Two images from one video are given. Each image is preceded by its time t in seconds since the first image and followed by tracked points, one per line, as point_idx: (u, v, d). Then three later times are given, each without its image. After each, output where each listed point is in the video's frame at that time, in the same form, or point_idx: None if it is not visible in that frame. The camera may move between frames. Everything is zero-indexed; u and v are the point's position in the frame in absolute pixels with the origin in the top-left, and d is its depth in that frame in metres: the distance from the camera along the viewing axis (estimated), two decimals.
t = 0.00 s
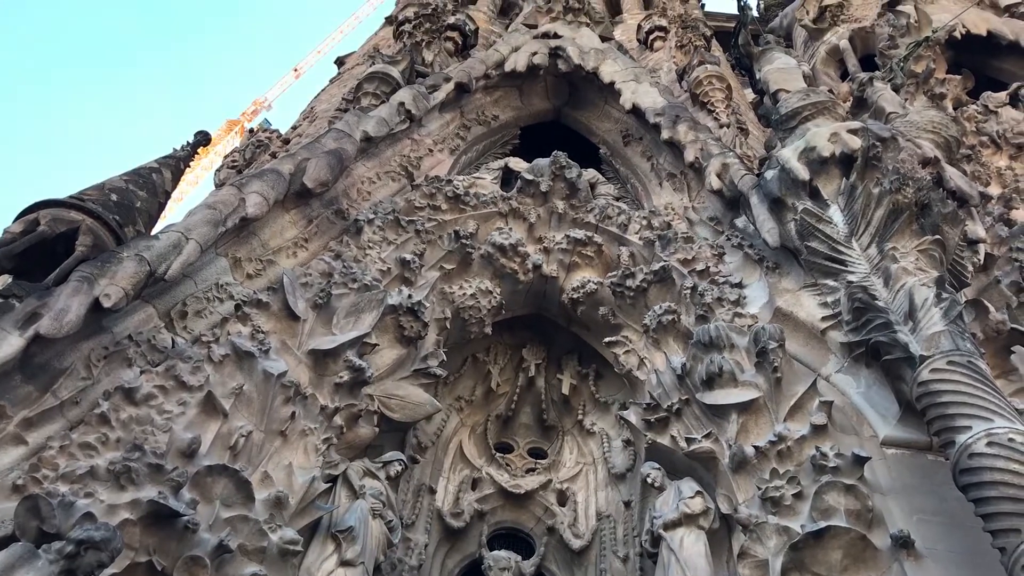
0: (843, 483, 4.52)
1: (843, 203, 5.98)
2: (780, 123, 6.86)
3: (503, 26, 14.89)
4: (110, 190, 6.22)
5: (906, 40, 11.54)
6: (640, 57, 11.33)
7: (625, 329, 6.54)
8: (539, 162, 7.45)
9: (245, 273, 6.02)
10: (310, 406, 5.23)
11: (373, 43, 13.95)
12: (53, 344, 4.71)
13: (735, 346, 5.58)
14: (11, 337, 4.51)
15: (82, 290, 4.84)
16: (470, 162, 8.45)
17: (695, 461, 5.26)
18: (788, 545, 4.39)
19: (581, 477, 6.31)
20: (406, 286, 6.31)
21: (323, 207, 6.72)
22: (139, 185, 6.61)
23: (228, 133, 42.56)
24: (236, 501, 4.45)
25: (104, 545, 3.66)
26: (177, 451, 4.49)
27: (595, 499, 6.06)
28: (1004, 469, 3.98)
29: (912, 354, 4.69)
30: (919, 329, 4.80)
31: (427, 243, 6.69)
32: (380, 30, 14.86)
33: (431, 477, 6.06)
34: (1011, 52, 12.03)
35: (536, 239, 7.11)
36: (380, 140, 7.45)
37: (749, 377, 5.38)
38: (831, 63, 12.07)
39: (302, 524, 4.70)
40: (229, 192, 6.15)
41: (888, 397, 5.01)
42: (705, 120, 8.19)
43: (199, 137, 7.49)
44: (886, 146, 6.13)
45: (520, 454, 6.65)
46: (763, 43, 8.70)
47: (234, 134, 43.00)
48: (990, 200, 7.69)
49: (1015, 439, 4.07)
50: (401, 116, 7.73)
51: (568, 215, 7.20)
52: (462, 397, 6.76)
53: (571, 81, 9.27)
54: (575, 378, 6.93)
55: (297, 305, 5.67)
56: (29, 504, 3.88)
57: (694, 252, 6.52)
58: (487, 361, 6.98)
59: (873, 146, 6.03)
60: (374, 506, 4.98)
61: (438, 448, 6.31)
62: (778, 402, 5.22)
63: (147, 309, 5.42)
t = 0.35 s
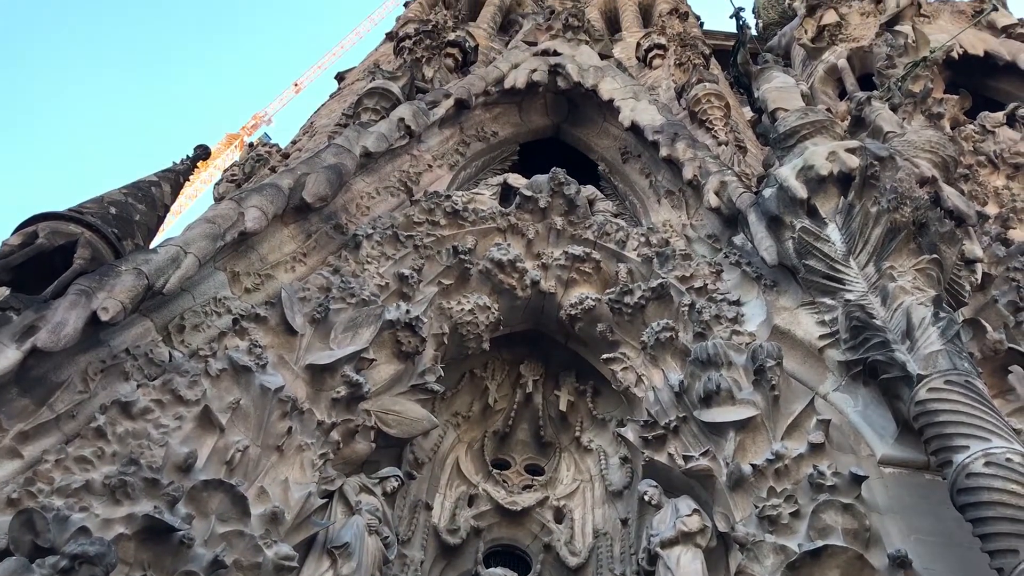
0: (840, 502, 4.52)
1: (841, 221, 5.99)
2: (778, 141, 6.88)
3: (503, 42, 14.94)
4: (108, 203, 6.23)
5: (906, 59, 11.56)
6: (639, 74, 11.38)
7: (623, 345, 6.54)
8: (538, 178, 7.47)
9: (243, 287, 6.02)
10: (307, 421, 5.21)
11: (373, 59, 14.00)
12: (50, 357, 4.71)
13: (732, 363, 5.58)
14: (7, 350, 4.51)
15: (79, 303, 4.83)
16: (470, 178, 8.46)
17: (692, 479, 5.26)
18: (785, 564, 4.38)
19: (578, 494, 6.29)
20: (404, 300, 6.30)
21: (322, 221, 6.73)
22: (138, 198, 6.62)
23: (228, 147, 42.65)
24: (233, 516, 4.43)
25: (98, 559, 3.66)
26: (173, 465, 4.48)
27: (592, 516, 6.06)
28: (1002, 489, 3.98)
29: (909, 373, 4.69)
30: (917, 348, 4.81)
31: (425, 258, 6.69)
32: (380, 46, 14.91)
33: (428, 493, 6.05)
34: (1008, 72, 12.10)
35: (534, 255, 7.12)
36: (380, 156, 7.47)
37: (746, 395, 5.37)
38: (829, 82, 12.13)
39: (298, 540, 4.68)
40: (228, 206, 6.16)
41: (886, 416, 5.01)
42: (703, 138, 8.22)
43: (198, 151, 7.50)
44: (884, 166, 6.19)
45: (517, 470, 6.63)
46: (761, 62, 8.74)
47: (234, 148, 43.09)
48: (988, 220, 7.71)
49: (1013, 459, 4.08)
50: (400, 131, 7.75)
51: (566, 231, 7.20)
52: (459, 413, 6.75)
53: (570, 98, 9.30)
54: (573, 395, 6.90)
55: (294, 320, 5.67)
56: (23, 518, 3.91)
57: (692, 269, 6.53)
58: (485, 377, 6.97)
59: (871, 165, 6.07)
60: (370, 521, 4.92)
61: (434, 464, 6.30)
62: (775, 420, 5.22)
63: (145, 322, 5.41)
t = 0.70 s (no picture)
0: (839, 525, 4.50)
1: (841, 243, 6.00)
2: (778, 162, 6.90)
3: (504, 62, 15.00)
4: (109, 218, 6.23)
5: (905, 82, 11.62)
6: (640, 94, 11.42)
7: (621, 365, 6.53)
8: (538, 198, 7.48)
9: (242, 304, 6.01)
10: (304, 438, 5.19)
11: (374, 77, 14.05)
12: (47, 372, 4.69)
13: (731, 385, 5.57)
14: (5, 365, 4.50)
15: (78, 317, 4.83)
16: (470, 196, 8.47)
17: (690, 500, 5.24)
18: None
19: (576, 514, 6.25)
20: (403, 318, 6.29)
21: (322, 238, 6.73)
22: (139, 214, 6.62)
23: (229, 162, 42.76)
24: (228, 533, 4.41)
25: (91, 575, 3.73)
26: (169, 482, 4.46)
27: (590, 536, 6.03)
28: (1002, 513, 3.97)
29: (908, 396, 4.67)
30: (916, 371, 4.80)
31: (425, 276, 6.69)
32: (381, 64, 14.97)
33: (425, 513, 6.02)
34: (1007, 96, 12.15)
35: (534, 274, 7.12)
36: (380, 173, 7.48)
37: (745, 417, 5.36)
38: (829, 104, 12.18)
39: (293, 559, 4.66)
40: (228, 222, 6.16)
41: (885, 439, 4.98)
42: (703, 159, 8.25)
43: (199, 167, 7.50)
44: (884, 188, 6.20)
45: (514, 490, 6.60)
46: (762, 83, 8.78)
47: (234, 164, 43.19)
48: (987, 243, 7.72)
49: (1013, 483, 4.06)
50: (401, 149, 7.77)
51: (566, 249, 7.20)
52: (457, 432, 6.73)
53: (571, 118, 9.34)
54: (571, 415, 6.88)
55: (293, 337, 5.66)
56: (18, 534, 3.94)
57: (692, 289, 6.53)
58: (483, 396, 6.95)
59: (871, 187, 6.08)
60: (366, 540, 4.87)
61: (432, 483, 6.27)
62: (773, 442, 5.20)
63: (143, 338, 5.40)
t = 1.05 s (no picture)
0: (836, 545, 4.50)
1: (839, 262, 6.00)
2: (776, 182, 6.91)
3: (504, 78, 15.05)
4: (107, 230, 6.23)
5: (903, 103, 11.69)
6: (639, 112, 11.46)
7: (618, 382, 6.52)
8: (536, 214, 7.49)
9: (239, 317, 6.00)
10: (299, 453, 5.18)
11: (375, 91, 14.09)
12: (43, 384, 4.68)
13: (728, 404, 5.57)
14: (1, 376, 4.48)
15: (74, 330, 4.82)
16: (469, 212, 8.48)
17: (687, 519, 5.21)
18: None
19: (572, 532, 6.22)
20: (400, 333, 6.28)
21: (320, 252, 6.73)
22: (137, 226, 6.62)
23: (228, 175, 42.84)
24: (222, 548, 4.40)
25: None
26: (163, 495, 4.45)
27: (585, 554, 6.00)
28: (998, 535, 3.95)
29: (905, 417, 4.67)
30: (913, 392, 4.80)
31: (422, 291, 6.69)
32: (382, 79, 15.02)
33: (420, 529, 6.00)
34: (1005, 117, 12.20)
35: (531, 289, 7.12)
36: (379, 188, 7.49)
37: (742, 436, 5.35)
38: (827, 124, 12.23)
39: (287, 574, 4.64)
40: (227, 235, 6.16)
41: (882, 459, 4.97)
42: (702, 177, 8.27)
43: (198, 179, 7.51)
44: (882, 209, 6.22)
45: (510, 507, 6.57)
46: (761, 103, 8.81)
47: (234, 176, 43.28)
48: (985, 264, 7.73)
49: (1009, 505, 4.05)
50: (401, 164, 7.78)
51: (564, 266, 7.20)
52: (453, 447, 6.71)
53: (570, 135, 9.36)
54: (568, 432, 6.87)
55: (290, 351, 5.65)
56: (10, 547, 3.96)
57: (689, 307, 6.53)
58: (480, 412, 6.94)
59: (869, 207, 6.08)
60: (360, 557, 4.85)
61: (427, 499, 6.25)
62: (770, 461, 5.19)
63: (140, 350, 5.39)
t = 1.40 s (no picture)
0: (826, 567, 4.48)
1: (832, 284, 6.02)
2: (770, 203, 6.93)
3: (501, 95, 15.11)
4: (101, 241, 6.22)
5: (897, 126, 11.75)
6: (635, 131, 11.51)
7: (611, 401, 6.51)
8: (531, 231, 7.51)
9: (231, 330, 5.98)
10: (289, 468, 5.15)
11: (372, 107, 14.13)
12: (33, 395, 4.65)
13: (720, 423, 5.56)
14: None
15: (65, 341, 4.79)
16: (464, 228, 8.48)
17: (677, 539, 5.19)
18: None
19: (562, 551, 6.17)
20: (393, 348, 6.26)
21: (314, 266, 6.73)
22: (131, 237, 6.61)
23: (224, 188, 42.86)
24: (210, 562, 4.36)
25: None
26: (152, 509, 4.42)
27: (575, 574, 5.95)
28: (988, 559, 3.94)
29: (897, 439, 4.67)
30: (905, 415, 4.80)
31: (416, 306, 6.68)
32: (379, 95, 15.06)
33: (409, 545, 5.97)
34: (997, 142, 12.29)
35: (525, 306, 7.12)
36: (374, 203, 7.50)
37: (734, 456, 5.34)
38: (822, 145, 12.29)
39: None
40: (220, 248, 6.15)
41: (873, 481, 4.97)
42: (696, 197, 8.29)
43: (193, 192, 7.50)
44: (875, 231, 6.24)
45: (500, 525, 6.53)
46: (755, 124, 8.86)
47: (229, 189, 43.30)
48: (977, 288, 7.76)
49: (1000, 529, 4.04)
50: (396, 180, 7.79)
51: (558, 283, 7.20)
52: (443, 464, 6.69)
53: (566, 153, 9.40)
54: (559, 450, 6.86)
55: (282, 365, 5.63)
56: None
57: (682, 326, 6.53)
58: (471, 429, 6.92)
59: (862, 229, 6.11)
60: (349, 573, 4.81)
61: (417, 516, 6.22)
62: (761, 482, 5.19)
63: (131, 362, 5.37)
